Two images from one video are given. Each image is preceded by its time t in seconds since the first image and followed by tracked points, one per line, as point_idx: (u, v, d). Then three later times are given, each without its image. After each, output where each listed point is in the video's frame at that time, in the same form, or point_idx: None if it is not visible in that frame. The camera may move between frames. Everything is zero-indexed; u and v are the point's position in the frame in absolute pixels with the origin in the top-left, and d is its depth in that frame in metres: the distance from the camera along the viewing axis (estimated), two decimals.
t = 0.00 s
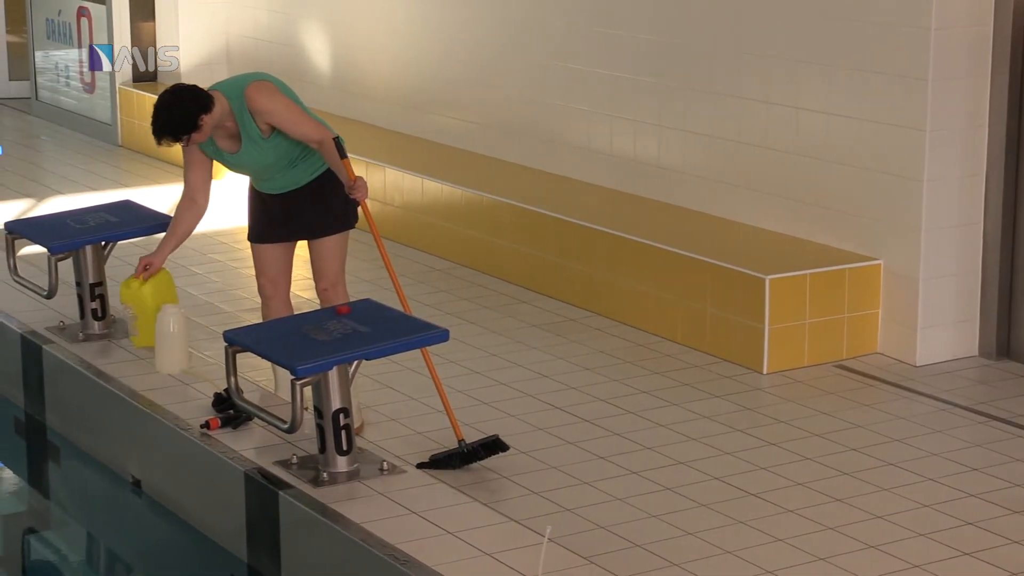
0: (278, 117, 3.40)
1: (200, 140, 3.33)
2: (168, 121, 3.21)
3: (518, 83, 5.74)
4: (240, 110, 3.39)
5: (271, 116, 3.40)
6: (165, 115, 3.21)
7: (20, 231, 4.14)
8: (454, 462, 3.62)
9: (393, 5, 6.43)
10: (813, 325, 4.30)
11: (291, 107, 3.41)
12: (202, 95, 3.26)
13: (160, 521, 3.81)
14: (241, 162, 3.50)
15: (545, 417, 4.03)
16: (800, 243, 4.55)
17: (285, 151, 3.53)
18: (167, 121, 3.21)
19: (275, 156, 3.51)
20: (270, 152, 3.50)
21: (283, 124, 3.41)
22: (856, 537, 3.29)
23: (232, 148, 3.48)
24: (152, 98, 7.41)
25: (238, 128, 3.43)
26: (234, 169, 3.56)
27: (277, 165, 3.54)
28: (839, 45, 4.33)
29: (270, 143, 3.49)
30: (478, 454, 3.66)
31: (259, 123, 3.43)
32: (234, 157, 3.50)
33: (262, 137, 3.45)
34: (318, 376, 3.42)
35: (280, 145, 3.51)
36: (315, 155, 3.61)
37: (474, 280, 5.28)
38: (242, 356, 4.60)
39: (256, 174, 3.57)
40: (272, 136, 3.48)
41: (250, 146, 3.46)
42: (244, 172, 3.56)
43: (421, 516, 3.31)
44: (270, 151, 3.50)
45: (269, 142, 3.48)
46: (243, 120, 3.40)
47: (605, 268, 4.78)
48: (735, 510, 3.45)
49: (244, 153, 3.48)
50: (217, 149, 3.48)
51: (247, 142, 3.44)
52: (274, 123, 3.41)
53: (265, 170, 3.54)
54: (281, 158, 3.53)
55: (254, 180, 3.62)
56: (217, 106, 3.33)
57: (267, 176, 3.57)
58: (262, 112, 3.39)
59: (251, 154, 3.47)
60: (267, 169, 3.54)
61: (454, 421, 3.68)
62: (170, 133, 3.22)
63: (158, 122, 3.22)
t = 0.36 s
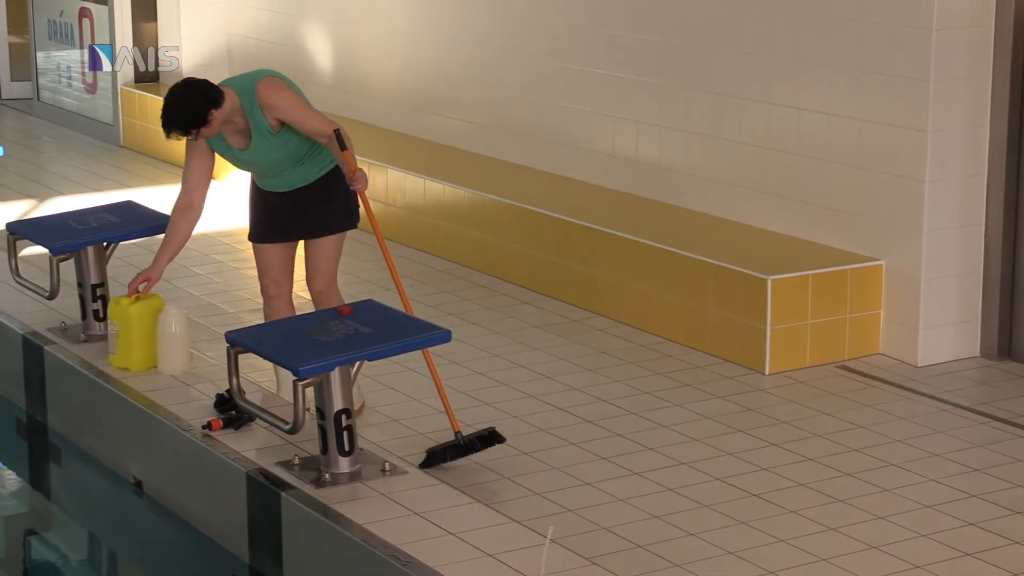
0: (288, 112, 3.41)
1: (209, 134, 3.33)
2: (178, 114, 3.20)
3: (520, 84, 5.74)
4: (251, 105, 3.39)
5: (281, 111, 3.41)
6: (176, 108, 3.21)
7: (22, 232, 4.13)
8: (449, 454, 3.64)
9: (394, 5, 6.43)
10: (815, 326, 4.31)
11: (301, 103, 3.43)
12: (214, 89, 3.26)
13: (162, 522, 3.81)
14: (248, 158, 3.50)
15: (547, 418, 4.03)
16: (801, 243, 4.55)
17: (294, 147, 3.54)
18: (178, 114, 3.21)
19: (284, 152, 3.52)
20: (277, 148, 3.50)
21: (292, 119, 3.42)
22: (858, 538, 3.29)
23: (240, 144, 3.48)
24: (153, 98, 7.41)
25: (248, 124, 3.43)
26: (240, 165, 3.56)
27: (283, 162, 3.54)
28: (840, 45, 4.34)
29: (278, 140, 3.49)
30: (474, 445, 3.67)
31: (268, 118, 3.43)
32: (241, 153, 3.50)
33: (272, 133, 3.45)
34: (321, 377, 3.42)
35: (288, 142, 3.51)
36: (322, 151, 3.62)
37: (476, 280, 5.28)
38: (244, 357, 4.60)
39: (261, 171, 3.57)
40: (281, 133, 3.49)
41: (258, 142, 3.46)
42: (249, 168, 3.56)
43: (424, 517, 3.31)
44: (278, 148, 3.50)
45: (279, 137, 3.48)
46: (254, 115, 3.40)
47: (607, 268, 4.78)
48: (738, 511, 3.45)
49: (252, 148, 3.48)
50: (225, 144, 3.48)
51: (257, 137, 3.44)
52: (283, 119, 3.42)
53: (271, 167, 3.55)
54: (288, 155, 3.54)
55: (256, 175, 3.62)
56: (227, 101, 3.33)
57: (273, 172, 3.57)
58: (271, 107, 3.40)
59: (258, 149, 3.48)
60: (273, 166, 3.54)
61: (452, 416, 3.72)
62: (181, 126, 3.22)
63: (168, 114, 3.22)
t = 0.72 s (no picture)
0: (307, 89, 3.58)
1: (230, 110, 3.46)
2: (202, 83, 3.34)
3: (517, 86, 5.75)
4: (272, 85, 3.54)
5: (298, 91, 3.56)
6: (200, 77, 3.34)
7: (18, 235, 4.13)
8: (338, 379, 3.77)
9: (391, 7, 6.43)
10: (812, 328, 4.31)
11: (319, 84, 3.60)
12: (236, 64, 3.41)
13: (159, 525, 3.81)
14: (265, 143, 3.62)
15: (544, 419, 4.03)
16: (798, 245, 4.55)
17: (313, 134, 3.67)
18: (202, 84, 3.34)
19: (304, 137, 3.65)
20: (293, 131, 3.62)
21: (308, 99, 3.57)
22: (854, 540, 3.29)
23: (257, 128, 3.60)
24: (150, 101, 7.40)
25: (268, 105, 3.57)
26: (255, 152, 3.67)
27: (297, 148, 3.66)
28: (837, 47, 4.34)
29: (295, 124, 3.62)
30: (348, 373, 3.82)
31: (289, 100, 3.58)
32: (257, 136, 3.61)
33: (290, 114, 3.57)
34: (318, 378, 3.42)
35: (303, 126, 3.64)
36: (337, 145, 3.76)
37: (473, 282, 5.28)
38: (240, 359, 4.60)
39: (275, 159, 3.68)
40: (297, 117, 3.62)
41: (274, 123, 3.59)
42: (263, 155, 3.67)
43: (420, 519, 3.31)
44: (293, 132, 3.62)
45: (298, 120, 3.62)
46: (274, 94, 3.55)
47: (603, 270, 4.78)
48: (734, 513, 3.45)
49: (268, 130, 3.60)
50: (242, 127, 3.59)
51: (277, 117, 3.58)
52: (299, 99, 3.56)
53: (285, 154, 3.66)
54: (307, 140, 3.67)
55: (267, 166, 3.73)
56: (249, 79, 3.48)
57: (285, 160, 3.69)
58: (290, 88, 3.56)
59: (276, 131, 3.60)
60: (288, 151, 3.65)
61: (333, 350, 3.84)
62: (204, 97, 3.35)
63: (192, 84, 3.35)
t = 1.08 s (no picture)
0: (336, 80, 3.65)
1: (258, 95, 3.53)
2: (233, 65, 3.41)
3: (513, 90, 5.75)
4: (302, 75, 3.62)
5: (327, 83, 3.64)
6: (233, 59, 3.41)
7: (14, 238, 4.13)
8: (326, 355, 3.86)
9: (388, 12, 6.44)
10: (807, 332, 4.31)
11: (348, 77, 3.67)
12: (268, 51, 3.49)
13: (154, 529, 3.81)
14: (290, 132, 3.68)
15: (540, 423, 4.03)
16: (793, 249, 4.55)
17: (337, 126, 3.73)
18: (234, 66, 3.41)
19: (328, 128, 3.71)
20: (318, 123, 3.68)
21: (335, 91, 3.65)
22: (850, 543, 3.29)
23: (284, 117, 3.66)
24: (147, 105, 7.41)
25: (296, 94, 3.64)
26: (277, 141, 3.72)
27: (320, 140, 3.72)
28: (833, 50, 4.34)
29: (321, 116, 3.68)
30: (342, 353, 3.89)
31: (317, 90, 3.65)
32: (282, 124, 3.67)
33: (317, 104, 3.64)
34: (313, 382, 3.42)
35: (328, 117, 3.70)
36: (356, 141, 3.81)
37: (469, 286, 5.28)
38: (236, 363, 4.60)
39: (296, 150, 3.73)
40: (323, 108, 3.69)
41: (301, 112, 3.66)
42: (284, 144, 3.73)
43: (416, 523, 3.31)
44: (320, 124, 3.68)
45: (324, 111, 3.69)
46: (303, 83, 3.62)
47: (599, 274, 4.78)
48: (730, 516, 3.45)
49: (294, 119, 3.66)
50: (268, 113, 3.65)
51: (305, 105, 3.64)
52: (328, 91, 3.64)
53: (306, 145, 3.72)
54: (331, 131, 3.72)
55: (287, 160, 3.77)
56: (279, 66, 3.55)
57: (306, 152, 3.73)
58: (319, 79, 3.64)
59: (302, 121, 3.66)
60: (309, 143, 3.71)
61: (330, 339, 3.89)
62: (235, 79, 3.41)
63: (223, 66, 3.42)
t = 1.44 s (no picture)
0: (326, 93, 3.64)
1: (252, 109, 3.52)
2: (228, 81, 3.39)
3: (512, 93, 5.75)
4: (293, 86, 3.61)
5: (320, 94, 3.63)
6: (227, 75, 3.40)
7: (14, 243, 4.14)
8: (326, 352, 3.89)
9: (387, 17, 6.44)
10: (805, 336, 4.31)
11: (339, 90, 3.66)
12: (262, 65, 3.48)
13: (154, 533, 3.82)
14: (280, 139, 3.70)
15: (539, 428, 4.03)
16: (791, 253, 4.56)
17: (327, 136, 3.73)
18: (228, 82, 3.39)
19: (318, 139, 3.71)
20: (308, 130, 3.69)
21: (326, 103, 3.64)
22: (848, 548, 3.30)
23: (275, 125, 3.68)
24: (146, 108, 7.42)
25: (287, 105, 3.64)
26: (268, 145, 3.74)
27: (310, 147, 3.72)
28: (831, 56, 4.35)
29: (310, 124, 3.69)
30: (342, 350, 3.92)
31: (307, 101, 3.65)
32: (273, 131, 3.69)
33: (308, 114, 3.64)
34: (312, 387, 3.43)
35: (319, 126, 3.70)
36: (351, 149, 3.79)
37: (467, 290, 5.29)
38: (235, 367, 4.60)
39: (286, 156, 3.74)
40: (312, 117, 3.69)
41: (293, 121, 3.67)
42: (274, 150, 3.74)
43: (415, 527, 3.32)
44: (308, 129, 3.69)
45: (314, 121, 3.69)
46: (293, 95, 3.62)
47: (598, 278, 4.79)
48: (728, 520, 3.46)
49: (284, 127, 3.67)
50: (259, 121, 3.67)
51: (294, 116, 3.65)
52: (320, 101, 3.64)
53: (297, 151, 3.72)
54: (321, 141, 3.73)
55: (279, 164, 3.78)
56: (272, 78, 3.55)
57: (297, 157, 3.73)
58: (312, 90, 3.63)
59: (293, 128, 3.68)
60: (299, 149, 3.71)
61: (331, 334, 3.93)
62: (230, 94, 3.40)
63: (218, 82, 3.41)
